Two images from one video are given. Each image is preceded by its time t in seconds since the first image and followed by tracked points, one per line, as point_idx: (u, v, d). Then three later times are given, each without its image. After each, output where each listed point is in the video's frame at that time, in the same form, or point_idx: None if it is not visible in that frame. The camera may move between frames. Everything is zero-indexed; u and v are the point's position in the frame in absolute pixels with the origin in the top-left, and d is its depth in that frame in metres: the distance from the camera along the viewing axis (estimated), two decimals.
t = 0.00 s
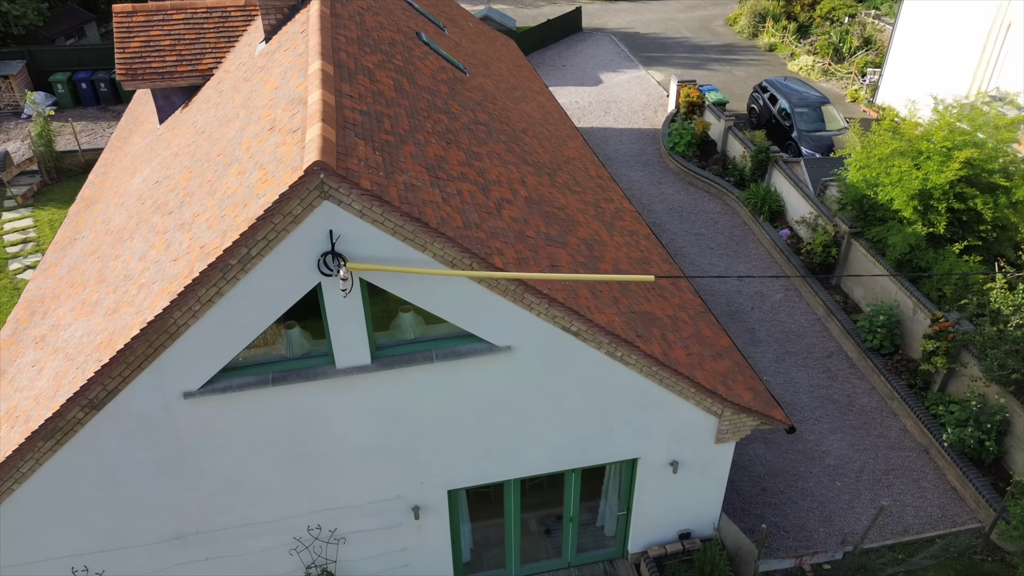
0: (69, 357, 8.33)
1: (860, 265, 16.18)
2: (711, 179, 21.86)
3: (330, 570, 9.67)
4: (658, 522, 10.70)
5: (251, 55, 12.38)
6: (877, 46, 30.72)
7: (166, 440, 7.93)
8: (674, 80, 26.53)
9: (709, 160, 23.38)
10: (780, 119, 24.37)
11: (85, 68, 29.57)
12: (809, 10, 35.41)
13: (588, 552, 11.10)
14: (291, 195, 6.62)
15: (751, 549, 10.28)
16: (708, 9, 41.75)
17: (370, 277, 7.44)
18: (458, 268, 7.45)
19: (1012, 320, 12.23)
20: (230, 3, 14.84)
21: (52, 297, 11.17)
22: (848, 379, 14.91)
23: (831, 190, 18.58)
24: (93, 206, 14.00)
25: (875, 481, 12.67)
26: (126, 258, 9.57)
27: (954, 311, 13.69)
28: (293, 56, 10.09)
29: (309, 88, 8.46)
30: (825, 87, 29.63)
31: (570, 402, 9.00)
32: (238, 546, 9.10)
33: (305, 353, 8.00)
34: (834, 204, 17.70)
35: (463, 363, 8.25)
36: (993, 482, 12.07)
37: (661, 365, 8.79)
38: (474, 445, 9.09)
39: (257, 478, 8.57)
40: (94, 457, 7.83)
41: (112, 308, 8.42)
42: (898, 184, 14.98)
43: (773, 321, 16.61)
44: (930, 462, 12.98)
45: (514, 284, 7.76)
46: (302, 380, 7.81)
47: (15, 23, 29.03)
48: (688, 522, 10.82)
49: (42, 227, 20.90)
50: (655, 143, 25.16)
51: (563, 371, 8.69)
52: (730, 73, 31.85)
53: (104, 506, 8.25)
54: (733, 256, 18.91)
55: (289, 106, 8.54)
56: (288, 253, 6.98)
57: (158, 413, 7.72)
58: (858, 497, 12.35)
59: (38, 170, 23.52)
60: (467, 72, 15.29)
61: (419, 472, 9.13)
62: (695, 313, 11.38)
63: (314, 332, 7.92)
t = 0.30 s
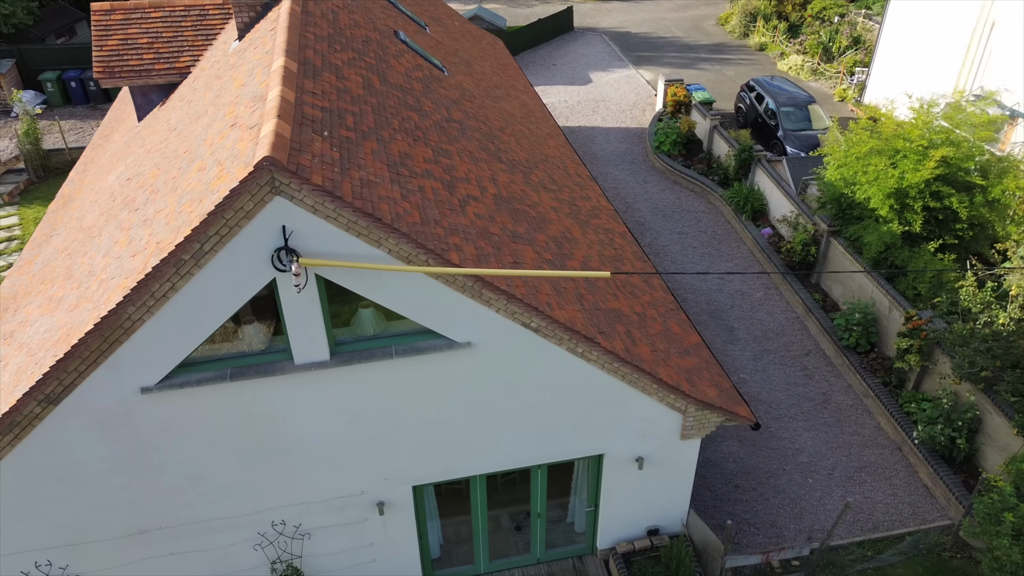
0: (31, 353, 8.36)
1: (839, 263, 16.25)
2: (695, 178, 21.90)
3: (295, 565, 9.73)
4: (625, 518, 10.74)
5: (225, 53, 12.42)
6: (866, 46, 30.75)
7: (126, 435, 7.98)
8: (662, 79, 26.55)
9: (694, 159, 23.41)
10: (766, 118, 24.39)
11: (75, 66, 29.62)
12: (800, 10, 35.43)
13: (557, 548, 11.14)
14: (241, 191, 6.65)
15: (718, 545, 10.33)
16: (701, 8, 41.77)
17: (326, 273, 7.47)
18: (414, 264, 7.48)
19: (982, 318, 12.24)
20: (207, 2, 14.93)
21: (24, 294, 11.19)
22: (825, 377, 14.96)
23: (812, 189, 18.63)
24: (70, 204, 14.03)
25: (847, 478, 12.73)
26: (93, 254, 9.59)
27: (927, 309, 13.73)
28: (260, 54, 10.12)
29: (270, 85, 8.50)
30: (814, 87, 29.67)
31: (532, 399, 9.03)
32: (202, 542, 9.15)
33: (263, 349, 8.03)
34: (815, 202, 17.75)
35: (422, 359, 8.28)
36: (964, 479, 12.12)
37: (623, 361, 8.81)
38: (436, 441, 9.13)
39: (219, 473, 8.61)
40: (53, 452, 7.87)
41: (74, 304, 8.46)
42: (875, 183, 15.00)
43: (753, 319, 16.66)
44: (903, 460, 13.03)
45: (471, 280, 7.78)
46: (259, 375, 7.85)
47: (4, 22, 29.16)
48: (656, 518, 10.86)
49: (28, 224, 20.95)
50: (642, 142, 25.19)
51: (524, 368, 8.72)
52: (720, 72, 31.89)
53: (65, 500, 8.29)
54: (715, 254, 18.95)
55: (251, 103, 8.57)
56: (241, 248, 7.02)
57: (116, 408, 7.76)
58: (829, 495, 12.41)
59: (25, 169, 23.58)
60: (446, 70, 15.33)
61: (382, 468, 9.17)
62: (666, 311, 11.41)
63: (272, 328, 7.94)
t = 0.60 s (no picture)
0: (4, 347, 8.43)
1: (825, 263, 16.27)
2: (686, 178, 21.90)
3: (269, 560, 9.78)
4: (600, 515, 10.77)
5: (207, 50, 12.48)
6: (862, 46, 30.68)
7: (95, 429, 8.04)
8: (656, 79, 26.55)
9: (685, 159, 23.40)
10: (759, 118, 24.36)
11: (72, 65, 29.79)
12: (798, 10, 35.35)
13: (534, 546, 11.17)
14: (203, 187, 6.71)
15: (693, 544, 10.37)
16: (699, 8, 41.71)
17: (291, 269, 7.52)
18: (379, 260, 7.52)
19: (961, 319, 12.22)
20: None
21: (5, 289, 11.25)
22: (808, 377, 14.97)
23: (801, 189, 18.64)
24: (57, 200, 14.10)
25: (827, 478, 12.75)
26: (70, 250, 9.63)
27: (910, 310, 13.73)
28: (237, 52, 10.17)
29: (240, 82, 8.54)
30: (810, 88, 29.62)
31: (502, 395, 9.07)
32: (175, 535, 9.21)
33: (232, 344, 8.09)
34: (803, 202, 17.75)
35: (391, 356, 8.33)
36: (942, 479, 12.13)
37: (592, 359, 8.83)
38: (407, 437, 9.18)
39: (190, 467, 8.67)
40: (23, 445, 7.93)
41: (47, 299, 8.52)
42: (860, 183, 14.97)
43: (739, 318, 16.66)
44: (883, 460, 13.02)
45: (436, 277, 7.82)
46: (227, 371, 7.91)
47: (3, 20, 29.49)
48: (630, 515, 10.88)
49: (21, 221, 21.07)
50: (635, 142, 25.19)
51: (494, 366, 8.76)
52: (716, 72, 31.86)
53: (36, 493, 8.35)
54: (704, 254, 18.95)
55: (222, 101, 8.62)
56: (204, 244, 7.07)
57: (84, 402, 7.82)
58: (808, 494, 12.43)
59: (21, 166, 23.73)
60: (432, 68, 15.37)
61: (354, 463, 9.22)
62: (643, 309, 11.43)
63: (240, 323, 8.00)
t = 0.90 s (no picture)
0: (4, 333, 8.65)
1: (831, 268, 16.16)
2: (697, 180, 21.80)
3: (259, 549, 9.93)
4: (589, 515, 10.79)
5: (215, 46, 12.69)
6: (883, 49, 30.30)
7: (87, 415, 8.22)
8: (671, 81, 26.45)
9: (697, 161, 23.28)
10: (773, 121, 24.16)
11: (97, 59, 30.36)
12: (820, 13, 35.00)
13: (524, 543, 11.22)
14: (190, 181, 6.85)
15: (681, 546, 10.34)
16: (720, 10, 41.42)
17: (278, 263, 7.64)
18: (364, 255, 7.61)
19: (963, 327, 12.07)
20: None
21: (12, 278, 11.53)
22: (811, 382, 14.85)
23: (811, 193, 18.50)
24: (69, 191, 14.42)
25: (824, 485, 12.65)
26: (72, 241, 9.85)
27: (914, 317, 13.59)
28: (239, 49, 10.34)
29: (236, 78, 8.69)
30: (828, 91, 29.34)
31: (489, 392, 9.13)
32: (167, 522, 9.39)
33: (222, 336, 8.24)
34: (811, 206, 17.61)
35: (378, 351, 8.43)
36: (941, 490, 11.99)
37: (579, 358, 8.84)
38: (395, 431, 9.27)
39: (180, 455, 8.84)
40: (17, 429, 8.13)
41: (46, 288, 8.74)
42: (867, 188, 14.82)
43: (743, 322, 16.56)
44: (882, 468, 12.88)
45: (422, 273, 7.89)
46: (215, 361, 8.06)
47: (30, 14, 29.81)
48: (620, 516, 10.89)
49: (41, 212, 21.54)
50: (647, 144, 25.10)
51: (480, 362, 8.81)
52: (733, 74, 31.64)
53: (31, 476, 8.55)
54: (711, 256, 18.86)
55: (218, 96, 8.77)
56: (192, 236, 7.21)
57: (76, 388, 8.00)
58: (803, 500, 12.35)
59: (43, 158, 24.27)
60: (439, 67, 15.46)
61: (342, 456, 9.34)
62: (639, 310, 11.42)
63: (229, 315, 8.15)
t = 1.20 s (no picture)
0: (16, 317, 8.94)
1: (846, 274, 15.97)
2: (716, 183, 21.63)
3: (258, 536, 10.13)
4: (585, 515, 10.82)
5: (234, 42, 12.95)
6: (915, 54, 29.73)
7: (91, 398, 8.46)
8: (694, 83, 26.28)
9: (718, 165, 23.09)
10: (796, 126, 23.85)
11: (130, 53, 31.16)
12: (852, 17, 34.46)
13: (521, 541, 11.28)
14: (189, 173, 7.03)
15: (676, 550, 10.31)
16: (751, 13, 41.00)
17: (276, 255, 7.79)
18: (359, 250, 7.72)
19: (974, 338, 11.87)
20: None
21: (32, 264, 11.88)
22: (821, 390, 14.68)
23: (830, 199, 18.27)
24: (93, 181, 14.81)
25: (827, 494, 12.51)
26: (86, 229, 10.12)
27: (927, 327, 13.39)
28: (252, 45, 10.55)
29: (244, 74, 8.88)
30: (856, 96, 28.88)
31: (484, 389, 9.20)
32: (169, 505, 9.63)
33: (222, 325, 8.43)
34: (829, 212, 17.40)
35: (374, 344, 8.56)
36: (947, 502, 11.81)
37: (574, 357, 8.86)
38: (391, 424, 9.39)
39: (181, 440, 9.05)
40: (24, 410, 8.40)
41: (58, 274, 9.00)
42: (884, 196, 14.60)
43: (755, 328, 16.42)
44: (889, 479, 12.70)
45: (417, 269, 7.98)
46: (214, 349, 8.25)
47: (68, 9, 31.13)
48: (617, 516, 10.89)
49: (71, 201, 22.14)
50: (668, 146, 24.97)
51: (476, 359, 8.90)
52: (760, 77, 31.30)
53: (37, 456, 8.83)
54: (727, 260, 18.71)
55: (226, 91, 8.96)
56: (192, 226, 7.40)
57: (81, 372, 8.24)
58: (806, 509, 12.23)
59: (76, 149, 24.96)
60: (456, 66, 15.57)
61: (340, 447, 9.49)
62: (642, 312, 11.39)
63: (230, 305, 8.33)
